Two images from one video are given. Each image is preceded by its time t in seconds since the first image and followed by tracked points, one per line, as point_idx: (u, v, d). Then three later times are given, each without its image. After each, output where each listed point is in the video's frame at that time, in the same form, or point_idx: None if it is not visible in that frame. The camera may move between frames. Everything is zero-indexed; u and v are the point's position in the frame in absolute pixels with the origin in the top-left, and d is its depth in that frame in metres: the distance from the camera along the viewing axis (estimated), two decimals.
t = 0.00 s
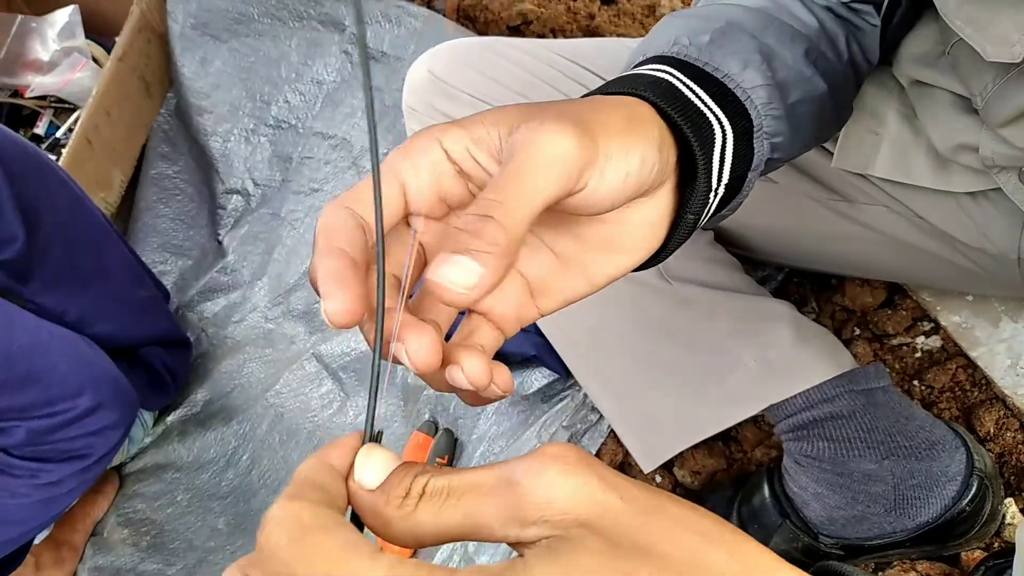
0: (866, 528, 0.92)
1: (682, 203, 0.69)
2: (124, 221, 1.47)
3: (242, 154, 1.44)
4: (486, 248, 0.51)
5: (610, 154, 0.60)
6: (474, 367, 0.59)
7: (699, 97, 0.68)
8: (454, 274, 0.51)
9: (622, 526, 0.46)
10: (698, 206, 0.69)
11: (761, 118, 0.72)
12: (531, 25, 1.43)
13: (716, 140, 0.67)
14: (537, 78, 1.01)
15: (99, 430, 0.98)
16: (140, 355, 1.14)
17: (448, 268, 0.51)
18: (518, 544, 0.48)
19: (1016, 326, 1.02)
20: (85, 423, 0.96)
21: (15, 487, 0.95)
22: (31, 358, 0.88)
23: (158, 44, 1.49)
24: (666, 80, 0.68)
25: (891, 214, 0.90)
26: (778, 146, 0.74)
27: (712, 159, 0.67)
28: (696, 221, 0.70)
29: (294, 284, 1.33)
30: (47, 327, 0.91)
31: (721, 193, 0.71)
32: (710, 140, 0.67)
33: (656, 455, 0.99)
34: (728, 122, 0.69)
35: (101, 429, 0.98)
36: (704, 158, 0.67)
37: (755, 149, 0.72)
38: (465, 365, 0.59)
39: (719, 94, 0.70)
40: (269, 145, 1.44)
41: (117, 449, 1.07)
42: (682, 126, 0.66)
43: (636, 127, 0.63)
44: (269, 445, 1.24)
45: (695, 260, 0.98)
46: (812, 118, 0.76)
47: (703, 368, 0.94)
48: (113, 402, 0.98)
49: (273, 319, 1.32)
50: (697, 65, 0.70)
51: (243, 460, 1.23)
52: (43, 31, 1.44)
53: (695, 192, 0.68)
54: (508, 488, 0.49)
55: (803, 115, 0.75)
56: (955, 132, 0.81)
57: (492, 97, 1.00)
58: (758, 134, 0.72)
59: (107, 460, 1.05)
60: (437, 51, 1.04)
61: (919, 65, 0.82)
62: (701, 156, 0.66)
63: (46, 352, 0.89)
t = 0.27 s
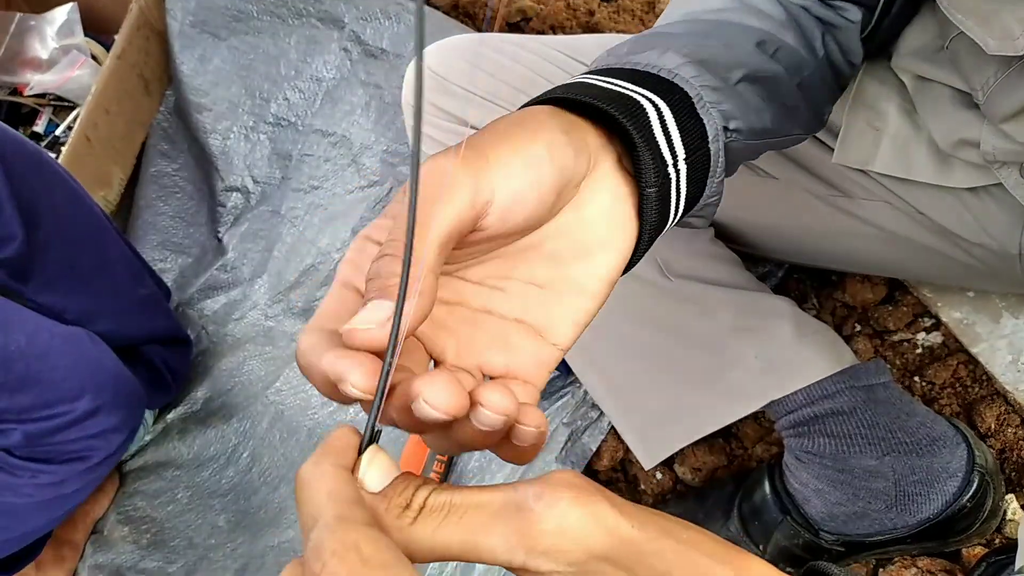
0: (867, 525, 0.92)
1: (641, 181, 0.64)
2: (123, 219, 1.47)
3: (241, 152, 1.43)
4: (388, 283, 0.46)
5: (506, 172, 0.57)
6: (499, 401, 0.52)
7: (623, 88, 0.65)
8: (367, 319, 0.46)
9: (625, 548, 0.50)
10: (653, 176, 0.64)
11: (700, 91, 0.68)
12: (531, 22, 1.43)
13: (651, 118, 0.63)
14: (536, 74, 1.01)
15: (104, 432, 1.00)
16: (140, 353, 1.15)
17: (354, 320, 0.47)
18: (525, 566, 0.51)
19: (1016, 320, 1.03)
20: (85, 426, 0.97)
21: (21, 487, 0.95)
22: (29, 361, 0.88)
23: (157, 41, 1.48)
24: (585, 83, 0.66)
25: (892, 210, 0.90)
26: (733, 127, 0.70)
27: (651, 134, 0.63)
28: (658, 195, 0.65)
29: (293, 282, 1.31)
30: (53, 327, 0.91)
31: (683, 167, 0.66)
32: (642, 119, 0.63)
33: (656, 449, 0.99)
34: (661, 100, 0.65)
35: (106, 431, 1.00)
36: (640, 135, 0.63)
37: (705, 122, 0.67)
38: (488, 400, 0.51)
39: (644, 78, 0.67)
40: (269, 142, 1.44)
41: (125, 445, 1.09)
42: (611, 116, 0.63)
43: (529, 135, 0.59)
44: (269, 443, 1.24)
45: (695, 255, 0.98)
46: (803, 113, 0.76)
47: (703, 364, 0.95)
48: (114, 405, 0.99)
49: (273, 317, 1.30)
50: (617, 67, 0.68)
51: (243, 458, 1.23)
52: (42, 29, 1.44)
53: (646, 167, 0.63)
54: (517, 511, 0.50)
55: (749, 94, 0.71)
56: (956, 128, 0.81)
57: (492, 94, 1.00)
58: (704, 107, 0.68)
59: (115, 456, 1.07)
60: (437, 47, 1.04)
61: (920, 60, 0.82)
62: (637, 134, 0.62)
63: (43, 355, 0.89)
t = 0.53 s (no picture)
0: (869, 524, 0.92)
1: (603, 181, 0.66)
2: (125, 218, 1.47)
3: (243, 151, 1.43)
4: (380, 275, 0.46)
5: (488, 158, 0.57)
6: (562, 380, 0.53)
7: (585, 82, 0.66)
8: (360, 315, 0.46)
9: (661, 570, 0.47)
10: (614, 174, 0.66)
11: (662, 80, 0.70)
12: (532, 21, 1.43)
13: (611, 115, 0.65)
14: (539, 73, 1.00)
15: (107, 441, 1.00)
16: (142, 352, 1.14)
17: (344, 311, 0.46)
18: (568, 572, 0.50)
19: (1019, 320, 1.02)
20: (85, 435, 0.97)
21: (20, 495, 0.95)
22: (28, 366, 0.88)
23: (159, 40, 1.48)
24: (547, 76, 0.66)
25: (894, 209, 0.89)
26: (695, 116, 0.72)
27: (611, 132, 0.65)
28: (618, 190, 0.67)
29: (295, 281, 1.34)
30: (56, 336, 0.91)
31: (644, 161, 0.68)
32: (602, 117, 0.65)
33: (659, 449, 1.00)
34: (622, 94, 0.66)
35: (108, 441, 1.00)
36: (601, 133, 0.64)
37: (666, 112, 0.69)
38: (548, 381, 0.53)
39: (606, 69, 0.68)
40: (270, 141, 1.44)
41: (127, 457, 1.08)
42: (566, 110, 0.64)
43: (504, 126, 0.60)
44: (270, 442, 1.24)
45: (696, 255, 0.97)
46: (774, 104, 0.78)
47: (705, 363, 0.94)
48: (115, 415, 0.99)
49: (274, 316, 1.32)
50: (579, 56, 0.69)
51: (245, 457, 1.23)
52: (44, 28, 1.44)
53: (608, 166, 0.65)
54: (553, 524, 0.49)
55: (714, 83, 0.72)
56: (959, 127, 0.81)
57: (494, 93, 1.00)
58: (666, 96, 0.69)
59: (116, 466, 1.07)
60: (439, 46, 1.03)
61: (922, 59, 0.82)
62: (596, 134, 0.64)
63: (43, 360, 0.89)
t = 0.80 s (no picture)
0: (869, 524, 0.92)
1: (552, 163, 0.70)
2: (124, 216, 1.47)
3: (243, 149, 1.43)
4: (519, 308, 0.53)
5: (520, 149, 0.65)
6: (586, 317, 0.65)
7: (548, 58, 0.70)
8: (514, 360, 0.52)
9: (683, 564, 0.50)
10: (565, 165, 0.70)
11: (617, 59, 0.74)
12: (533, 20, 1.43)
13: (567, 100, 0.69)
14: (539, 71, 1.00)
15: (101, 445, 0.99)
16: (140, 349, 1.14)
17: (505, 359, 0.52)
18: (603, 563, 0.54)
19: (1018, 319, 1.03)
20: (81, 443, 0.96)
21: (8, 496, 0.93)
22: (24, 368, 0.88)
23: (159, 39, 1.48)
24: (511, 42, 0.70)
25: (894, 209, 0.89)
26: (639, 95, 0.78)
27: (567, 116, 0.69)
28: (567, 180, 0.71)
29: (294, 280, 1.34)
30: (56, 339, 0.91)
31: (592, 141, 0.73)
32: (557, 98, 0.69)
33: (658, 450, 0.99)
34: (578, 74, 0.71)
35: (105, 445, 1.00)
36: (556, 115, 0.68)
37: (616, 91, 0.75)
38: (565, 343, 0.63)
39: (569, 45, 0.72)
40: (270, 139, 1.43)
41: (119, 470, 1.07)
42: (527, 92, 0.68)
43: (510, 116, 0.66)
44: (270, 440, 1.23)
45: (696, 252, 0.97)
46: (708, 85, 0.82)
47: (705, 361, 0.95)
48: (113, 421, 0.99)
49: (274, 314, 1.32)
50: (546, 18, 0.73)
51: (244, 455, 1.23)
52: (44, 26, 1.44)
53: (559, 151, 0.69)
54: (584, 519, 0.53)
55: (661, 65, 0.78)
56: (960, 127, 0.80)
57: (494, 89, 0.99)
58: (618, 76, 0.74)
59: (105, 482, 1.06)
60: (439, 43, 1.03)
61: (922, 58, 0.82)
62: (550, 115, 0.68)
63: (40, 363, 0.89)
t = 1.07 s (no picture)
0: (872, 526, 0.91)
1: (551, 156, 0.71)
2: (126, 214, 1.47)
3: (245, 147, 1.43)
4: (497, 316, 0.54)
5: (517, 146, 0.65)
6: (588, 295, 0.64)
7: (549, 48, 0.70)
8: (487, 366, 0.55)
9: None
10: (564, 157, 0.70)
11: (615, 50, 0.74)
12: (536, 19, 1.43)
13: (567, 91, 0.69)
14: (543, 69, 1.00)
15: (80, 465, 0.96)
16: (141, 348, 1.14)
17: (481, 363, 0.55)
18: None
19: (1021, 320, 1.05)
20: (50, 487, 0.92)
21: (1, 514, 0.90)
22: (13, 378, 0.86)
23: (162, 36, 1.48)
24: (510, 32, 0.70)
25: (897, 209, 0.89)
26: (637, 87, 0.78)
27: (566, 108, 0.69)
28: (566, 173, 0.72)
29: (297, 278, 1.34)
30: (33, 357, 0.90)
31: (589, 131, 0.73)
32: (557, 89, 0.69)
33: (662, 449, 0.99)
34: (578, 64, 0.71)
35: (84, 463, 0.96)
36: (555, 107, 0.68)
37: (614, 81, 0.75)
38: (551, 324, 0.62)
39: (568, 35, 0.72)
40: (272, 138, 1.43)
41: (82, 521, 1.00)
42: (526, 83, 0.68)
43: (509, 111, 0.66)
44: (272, 438, 1.23)
45: (699, 250, 0.97)
46: (703, 80, 0.83)
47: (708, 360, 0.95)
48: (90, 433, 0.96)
49: (276, 313, 1.32)
50: (545, 7, 0.72)
51: (246, 453, 1.23)
52: (46, 23, 1.43)
53: (557, 144, 0.69)
54: None
55: (660, 58, 0.78)
56: (965, 127, 0.80)
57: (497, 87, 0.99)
58: (615, 67, 0.75)
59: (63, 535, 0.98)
60: (442, 41, 1.03)
61: (926, 59, 0.82)
62: (549, 107, 0.68)
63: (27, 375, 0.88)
